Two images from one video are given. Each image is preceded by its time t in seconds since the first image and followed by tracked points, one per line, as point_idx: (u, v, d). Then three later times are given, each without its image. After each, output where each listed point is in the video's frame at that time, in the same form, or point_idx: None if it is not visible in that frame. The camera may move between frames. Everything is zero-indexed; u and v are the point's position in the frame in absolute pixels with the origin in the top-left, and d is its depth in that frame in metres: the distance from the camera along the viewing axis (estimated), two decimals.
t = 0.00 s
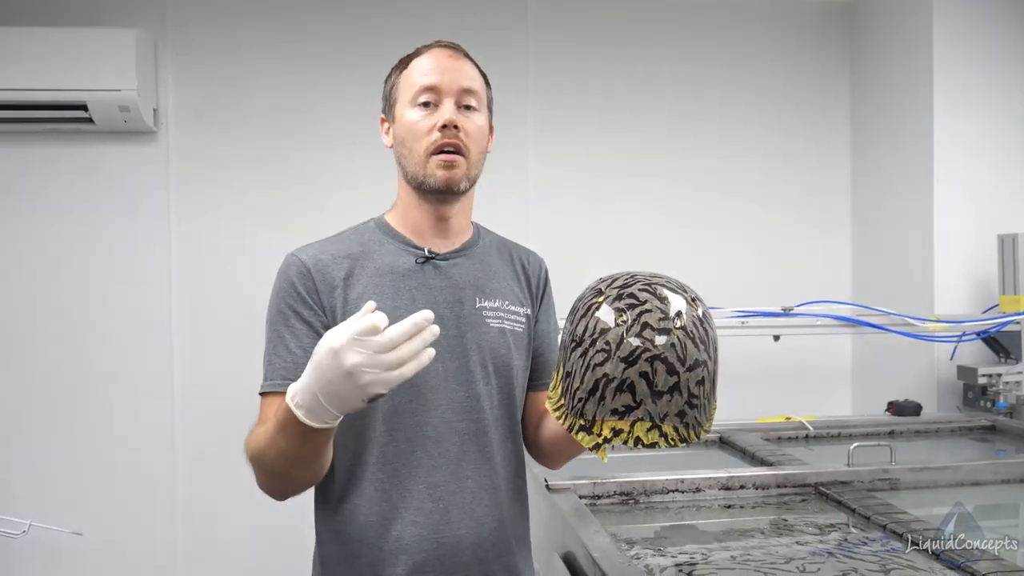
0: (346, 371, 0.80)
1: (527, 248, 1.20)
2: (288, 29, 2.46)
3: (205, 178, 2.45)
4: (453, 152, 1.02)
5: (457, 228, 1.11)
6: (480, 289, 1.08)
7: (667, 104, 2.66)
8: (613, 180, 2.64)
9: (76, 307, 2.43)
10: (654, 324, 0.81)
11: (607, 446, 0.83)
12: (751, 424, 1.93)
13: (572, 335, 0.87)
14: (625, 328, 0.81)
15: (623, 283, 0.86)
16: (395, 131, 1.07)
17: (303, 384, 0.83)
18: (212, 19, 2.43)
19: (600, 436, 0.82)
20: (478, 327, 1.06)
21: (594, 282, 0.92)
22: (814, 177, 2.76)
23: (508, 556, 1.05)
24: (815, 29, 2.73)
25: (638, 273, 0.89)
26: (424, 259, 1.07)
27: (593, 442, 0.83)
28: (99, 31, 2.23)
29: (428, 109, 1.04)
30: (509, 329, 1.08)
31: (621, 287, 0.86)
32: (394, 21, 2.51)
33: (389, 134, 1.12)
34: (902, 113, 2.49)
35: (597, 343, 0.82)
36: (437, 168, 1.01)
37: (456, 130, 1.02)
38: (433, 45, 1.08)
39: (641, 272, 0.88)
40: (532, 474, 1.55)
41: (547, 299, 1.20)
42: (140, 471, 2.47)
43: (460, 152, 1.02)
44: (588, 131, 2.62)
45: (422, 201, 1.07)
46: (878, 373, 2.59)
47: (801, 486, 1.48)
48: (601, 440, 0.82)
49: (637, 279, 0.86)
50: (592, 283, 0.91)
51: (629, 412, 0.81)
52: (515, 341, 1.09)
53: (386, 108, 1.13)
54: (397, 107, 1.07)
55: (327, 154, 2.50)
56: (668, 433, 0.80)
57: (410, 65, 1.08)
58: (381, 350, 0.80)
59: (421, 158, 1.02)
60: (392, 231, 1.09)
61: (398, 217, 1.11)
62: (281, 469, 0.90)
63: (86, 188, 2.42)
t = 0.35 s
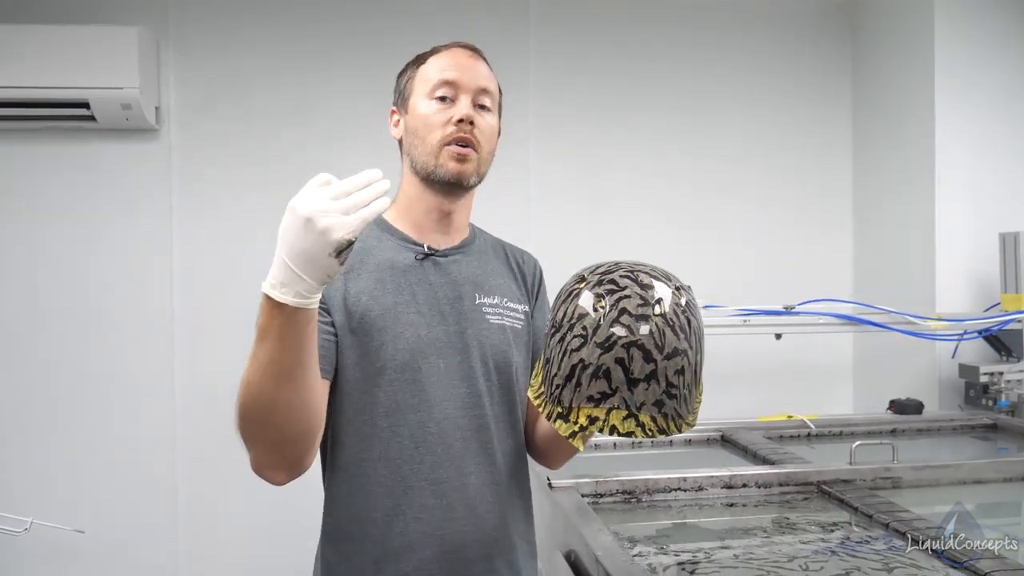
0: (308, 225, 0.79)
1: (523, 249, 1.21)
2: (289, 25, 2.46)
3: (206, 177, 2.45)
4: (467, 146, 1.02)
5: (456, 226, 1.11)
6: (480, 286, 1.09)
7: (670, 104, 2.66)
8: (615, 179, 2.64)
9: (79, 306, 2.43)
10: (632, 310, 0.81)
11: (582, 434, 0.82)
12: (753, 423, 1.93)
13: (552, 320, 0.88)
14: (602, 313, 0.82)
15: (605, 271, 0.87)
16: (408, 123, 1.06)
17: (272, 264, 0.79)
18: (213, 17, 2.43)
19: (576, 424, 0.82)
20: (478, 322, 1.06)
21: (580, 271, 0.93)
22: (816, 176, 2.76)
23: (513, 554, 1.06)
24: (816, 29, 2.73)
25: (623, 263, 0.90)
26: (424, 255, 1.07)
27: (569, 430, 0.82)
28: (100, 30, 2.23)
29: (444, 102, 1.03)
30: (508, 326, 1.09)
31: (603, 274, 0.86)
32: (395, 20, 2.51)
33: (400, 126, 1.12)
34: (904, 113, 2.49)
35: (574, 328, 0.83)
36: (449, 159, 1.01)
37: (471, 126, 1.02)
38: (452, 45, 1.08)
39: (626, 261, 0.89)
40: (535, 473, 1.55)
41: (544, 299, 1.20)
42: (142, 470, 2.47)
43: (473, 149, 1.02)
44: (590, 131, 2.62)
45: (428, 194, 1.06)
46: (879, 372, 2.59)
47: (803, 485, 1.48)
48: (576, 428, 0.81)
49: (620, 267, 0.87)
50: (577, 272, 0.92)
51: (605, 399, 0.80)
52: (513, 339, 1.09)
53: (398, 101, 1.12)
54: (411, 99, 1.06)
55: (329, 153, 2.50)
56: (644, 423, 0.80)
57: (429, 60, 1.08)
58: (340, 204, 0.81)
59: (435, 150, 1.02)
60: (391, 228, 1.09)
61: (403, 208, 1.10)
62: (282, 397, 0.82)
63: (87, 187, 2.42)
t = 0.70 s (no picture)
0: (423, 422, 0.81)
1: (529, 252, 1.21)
2: (291, 25, 2.46)
3: (208, 176, 2.45)
4: (465, 158, 1.02)
5: (460, 231, 1.11)
6: (483, 289, 1.09)
7: (671, 104, 2.66)
8: (617, 179, 2.64)
9: (80, 305, 2.43)
10: (638, 342, 0.83)
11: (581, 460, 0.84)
12: (755, 425, 1.93)
13: (557, 343, 0.89)
14: (610, 343, 0.84)
15: (613, 298, 0.89)
16: (409, 130, 1.06)
17: (371, 422, 0.82)
18: (215, 18, 2.43)
19: (576, 449, 0.84)
20: (482, 326, 1.06)
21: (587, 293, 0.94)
22: (817, 177, 2.76)
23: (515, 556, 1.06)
24: (818, 30, 2.73)
25: (632, 288, 0.91)
26: (427, 259, 1.07)
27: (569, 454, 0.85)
28: (102, 30, 2.23)
29: (443, 112, 1.03)
30: (511, 330, 1.09)
31: (611, 302, 0.88)
32: (397, 20, 2.51)
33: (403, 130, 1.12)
34: (905, 115, 2.49)
35: (580, 355, 0.85)
36: (447, 171, 1.02)
37: (470, 137, 1.02)
38: (454, 49, 1.07)
39: (635, 288, 0.91)
40: (536, 474, 1.55)
41: (546, 303, 1.20)
42: (143, 469, 2.47)
43: (472, 160, 1.03)
44: (592, 131, 2.62)
45: (427, 202, 1.07)
46: (880, 374, 2.59)
47: (805, 488, 1.48)
48: (576, 453, 0.84)
49: (628, 295, 0.89)
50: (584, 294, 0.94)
51: (606, 428, 0.83)
52: (517, 342, 1.09)
53: (401, 104, 1.12)
54: (413, 106, 1.06)
55: (331, 153, 2.50)
56: (643, 453, 0.82)
57: (431, 65, 1.07)
58: (460, 405, 0.82)
59: (433, 161, 1.02)
60: (395, 232, 1.09)
61: (404, 214, 1.11)
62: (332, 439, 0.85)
63: (89, 187, 2.42)
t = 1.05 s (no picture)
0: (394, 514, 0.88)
1: (535, 250, 1.20)
2: (291, 23, 2.46)
3: (207, 174, 2.44)
4: (454, 145, 1.02)
5: (460, 226, 1.10)
6: (482, 288, 1.08)
7: (671, 104, 2.66)
8: (617, 178, 2.64)
9: (79, 304, 2.42)
10: (643, 337, 0.83)
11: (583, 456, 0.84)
12: (754, 425, 1.93)
13: (563, 337, 0.90)
14: (615, 338, 0.84)
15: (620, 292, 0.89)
16: (397, 126, 1.07)
17: (351, 492, 0.90)
18: (215, 16, 2.43)
19: (577, 444, 0.84)
20: (479, 325, 1.05)
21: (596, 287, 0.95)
22: (817, 177, 2.76)
23: (514, 555, 1.06)
24: (818, 30, 2.73)
25: (640, 284, 0.91)
26: (423, 258, 1.07)
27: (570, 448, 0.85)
28: (101, 28, 2.23)
29: (428, 103, 1.04)
30: (511, 329, 1.07)
31: (618, 296, 0.88)
32: (397, 18, 2.51)
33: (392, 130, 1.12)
34: (905, 115, 2.50)
35: (584, 349, 0.85)
36: (437, 160, 1.01)
37: (456, 124, 1.02)
38: (434, 41, 1.08)
39: (644, 284, 0.90)
40: (535, 473, 1.55)
41: (553, 299, 1.19)
42: (142, 468, 2.46)
43: (461, 146, 1.02)
44: (592, 130, 2.62)
45: (423, 196, 1.07)
46: (880, 373, 2.59)
47: (805, 487, 1.48)
48: (577, 448, 0.84)
49: (636, 290, 0.89)
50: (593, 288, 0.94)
51: (608, 423, 0.82)
52: (518, 341, 1.08)
53: (388, 105, 1.13)
54: (399, 102, 1.07)
55: (331, 151, 2.50)
56: (645, 451, 0.82)
57: (412, 61, 1.08)
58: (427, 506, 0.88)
59: (423, 152, 1.02)
60: (394, 231, 1.09)
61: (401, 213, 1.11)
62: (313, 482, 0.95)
63: (88, 185, 2.41)
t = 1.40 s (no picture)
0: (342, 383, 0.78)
1: (535, 246, 1.19)
2: (290, 21, 2.45)
3: (205, 173, 2.44)
4: (454, 140, 1.02)
5: (457, 223, 1.10)
6: (479, 285, 1.08)
7: (670, 103, 2.66)
8: (615, 177, 2.64)
9: (77, 302, 2.42)
10: (663, 324, 0.82)
11: (603, 444, 0.84)
12: (752, 424, 1.93)
13: (576, 326, 0.88)
14: (635, 326, 0.83)
15: (634, 279, 0.87)
16: (393, 124, 1.06)
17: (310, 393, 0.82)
18: (213, 13, 2.42)
19: (597, 434, 0.83)
20: (475, 323, 1.05)
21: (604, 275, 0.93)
22: (815, 176, 2.76)
23: (511, 554, 1.05)
24: (818, 30, 2.73)
25: (651, 270, 0.90)
26: (419, 257, 1.07)
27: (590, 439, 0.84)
28: (98, 25, 2.22)
29: (426, 100, 1.04)
30: (509, 326, 1.07)
31: (632, 283, 0.87)
32: (396, 16, 2.50)
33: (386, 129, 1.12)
34: (904, 115, 2.50)
35: (602, 338, 0.84)
36: (439, 155, 1.01)
37: (455, 119, 1.02)
38: (428, 41, 1.09)
39: (655, 270, 0.89)
40: (533, 472, 1.55)
41: (555, 294, 1.18)
42: (140, 467, 2.46)
43: (460, 142, 1.02)
44: (590, 130, 2.62)
45: (422, 192, 1.06)
46: (878, 372, 2.59)
47: (802, 486, 1.48)
48: (597, 438, 0.83)
49: (650, 276, 0.88)
50: (602, 275, 0.92)
51: (631, 412, 0.82)
52: (516, 338, 1.07)
53: (382, 106, 1.12)
54: (394, 101, 1.07)
55: (329, 150, 2.49)
56: (667, 437, 0.82)
57: (406, 60, 1.08)
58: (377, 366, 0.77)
59: (422, 148, 1.02)
60: (391, 230, 1.09)
61: (398, 211, 1.10)
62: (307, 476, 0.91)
63: (85, 183, 2.41)
